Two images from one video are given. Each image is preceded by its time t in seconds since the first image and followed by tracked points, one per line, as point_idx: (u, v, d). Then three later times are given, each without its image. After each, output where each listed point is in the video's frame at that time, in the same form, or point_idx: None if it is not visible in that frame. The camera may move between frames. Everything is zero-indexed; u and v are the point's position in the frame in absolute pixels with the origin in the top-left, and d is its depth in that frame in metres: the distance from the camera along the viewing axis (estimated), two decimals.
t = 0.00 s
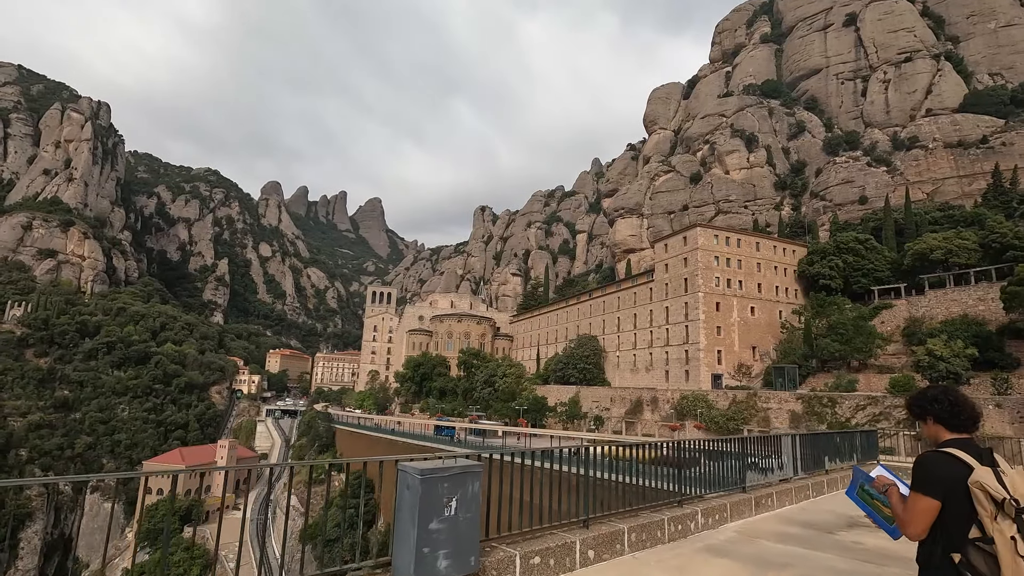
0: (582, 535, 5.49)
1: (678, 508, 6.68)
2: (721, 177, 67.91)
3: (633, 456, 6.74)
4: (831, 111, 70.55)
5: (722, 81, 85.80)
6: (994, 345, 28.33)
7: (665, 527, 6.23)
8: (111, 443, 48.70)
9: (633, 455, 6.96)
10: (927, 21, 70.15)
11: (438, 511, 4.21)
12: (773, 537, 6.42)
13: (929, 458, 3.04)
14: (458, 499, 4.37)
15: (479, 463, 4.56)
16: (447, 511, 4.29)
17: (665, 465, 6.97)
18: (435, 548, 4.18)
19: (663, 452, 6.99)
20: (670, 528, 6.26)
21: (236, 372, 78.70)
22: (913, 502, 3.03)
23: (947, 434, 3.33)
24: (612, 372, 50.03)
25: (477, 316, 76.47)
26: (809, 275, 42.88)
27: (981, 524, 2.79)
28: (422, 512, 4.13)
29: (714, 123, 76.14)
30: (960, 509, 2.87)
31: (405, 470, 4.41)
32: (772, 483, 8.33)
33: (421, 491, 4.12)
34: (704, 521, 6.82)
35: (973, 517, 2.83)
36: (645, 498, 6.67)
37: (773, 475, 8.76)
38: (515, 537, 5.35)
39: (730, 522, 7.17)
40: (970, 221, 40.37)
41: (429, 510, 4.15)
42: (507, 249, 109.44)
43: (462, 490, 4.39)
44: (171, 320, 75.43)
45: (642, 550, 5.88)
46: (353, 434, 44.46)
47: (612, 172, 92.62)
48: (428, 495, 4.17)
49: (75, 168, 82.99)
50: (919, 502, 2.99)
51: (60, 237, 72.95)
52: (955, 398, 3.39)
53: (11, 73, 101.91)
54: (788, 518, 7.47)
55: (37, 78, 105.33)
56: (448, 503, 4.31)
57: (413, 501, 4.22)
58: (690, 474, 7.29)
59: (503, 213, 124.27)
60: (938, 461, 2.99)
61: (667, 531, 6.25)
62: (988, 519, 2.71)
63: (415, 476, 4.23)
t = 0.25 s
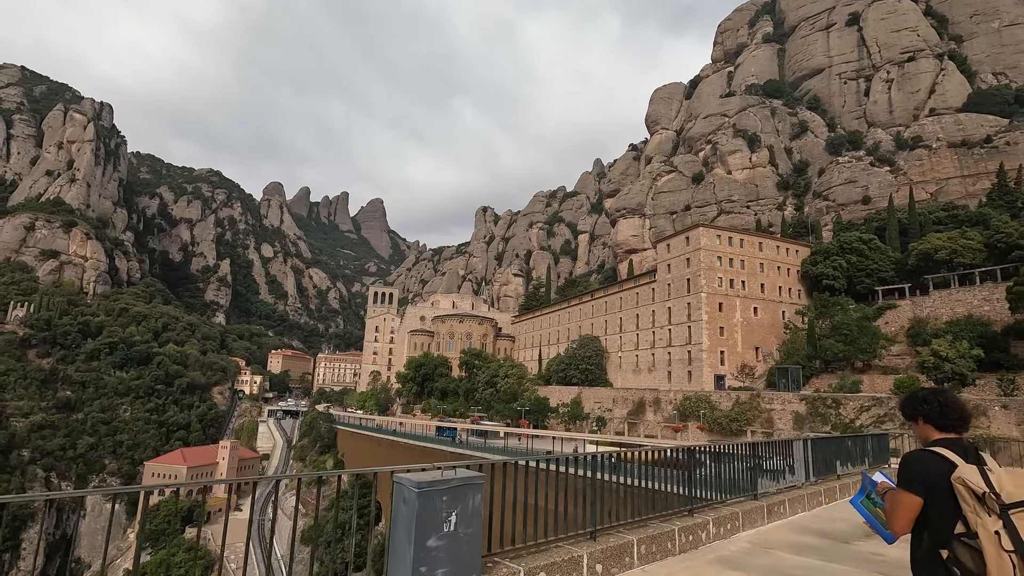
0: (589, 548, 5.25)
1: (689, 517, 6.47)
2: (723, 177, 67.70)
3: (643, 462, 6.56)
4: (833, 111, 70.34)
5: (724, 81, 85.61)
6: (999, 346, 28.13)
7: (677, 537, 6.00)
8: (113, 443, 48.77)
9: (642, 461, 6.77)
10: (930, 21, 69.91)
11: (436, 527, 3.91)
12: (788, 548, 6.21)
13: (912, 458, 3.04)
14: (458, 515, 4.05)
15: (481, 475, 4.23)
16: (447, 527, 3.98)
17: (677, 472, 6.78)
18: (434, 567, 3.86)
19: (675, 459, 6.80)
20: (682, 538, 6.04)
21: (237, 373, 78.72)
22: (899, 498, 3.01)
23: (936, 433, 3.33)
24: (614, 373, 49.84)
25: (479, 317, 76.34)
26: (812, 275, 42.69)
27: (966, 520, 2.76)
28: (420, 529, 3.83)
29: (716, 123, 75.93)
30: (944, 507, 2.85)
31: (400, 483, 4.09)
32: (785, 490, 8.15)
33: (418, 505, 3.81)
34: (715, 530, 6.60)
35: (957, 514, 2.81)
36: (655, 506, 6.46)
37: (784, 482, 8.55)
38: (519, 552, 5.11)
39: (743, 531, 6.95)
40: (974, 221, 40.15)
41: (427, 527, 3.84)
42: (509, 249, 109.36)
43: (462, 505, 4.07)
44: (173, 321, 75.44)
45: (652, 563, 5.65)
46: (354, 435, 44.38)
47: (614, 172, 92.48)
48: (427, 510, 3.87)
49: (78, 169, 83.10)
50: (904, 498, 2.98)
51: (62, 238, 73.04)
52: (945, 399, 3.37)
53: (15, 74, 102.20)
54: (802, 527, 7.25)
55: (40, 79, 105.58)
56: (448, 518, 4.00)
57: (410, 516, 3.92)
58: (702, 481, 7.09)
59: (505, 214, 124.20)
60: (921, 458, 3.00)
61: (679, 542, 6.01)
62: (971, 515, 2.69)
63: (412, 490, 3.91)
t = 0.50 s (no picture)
0: (599, 557, 5.08)
1: (701, 521, 6.35)
2: (724, 177, 67.60)
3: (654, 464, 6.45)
4: (835, 111, 70.15)
5: (726, 81, 85.48)
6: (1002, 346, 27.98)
7: (689, 543, 5.87)
8: (114, 445, 48.87)
9: (652, 464, 6.66)
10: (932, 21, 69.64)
11: (439, 533, 3.79)
12: (803, 554, 6.08)
13: (913, 464, 3.17)
14: (461, 521, 3.92)
15: (486, 478, 4.11)
16: (450, 534, 3.85)
17: (688, 474, 6.69)
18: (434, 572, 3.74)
19: (687, 461, 6.69)
20: (694, 544, 5.91)
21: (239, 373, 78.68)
22: (897, 500, 3.14)
23: (935, 436, 3.41)
24: (616, 374, 49.69)
25: (480, 318, 76.23)
26: (814, 275, 42.55)
27: (961, 521, 2.92)
28: (420, 535, 3.71)
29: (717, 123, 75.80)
30: (941, 509, 3.00)
31: (399, 487, 3.96)
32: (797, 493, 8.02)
33: (418, 511, 3.70)
34: (728, 535, 6.46)
35: (953, 516, 2.96)
36: (666, 510, 6.35)
37: (795, 485, 8.40)
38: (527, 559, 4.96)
39: (756, 536, 6.83)
40: (978, 221, 39.96)
41: (429, 533, 3.74)
42: (509, 250, 109.24)
43: (467, 511, 3.94)
44: (175, 322, 75.38)
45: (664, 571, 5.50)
46: (355, 436, 44.30)
47: (616, 173, 92.36)
48: (429, 516, 3.75)
49: (79, 170, 83.19)
50: (902, 501, 3.11)
51: (64, 239, 73.10)
52: (942, 402, 3.46)
53: (17, 76, 102.43)
54: (815, 531, 7.15)
55: (42, 81, 105.79)
56: (451, 525, 3.87)
57: (410, 521, 3.80)
58: (712, 484, 6.98)
59: (506, 214, 124.12)
60: (922, 460, 3.12)
61: (691, 547, 5.88)
62: (968, 517, 2.83)
63: (412, 495, 3.79)
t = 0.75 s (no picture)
0: (611, 567, 4.92)
1: (716, 530, 6.18)
2: (725, 178, 67.49)
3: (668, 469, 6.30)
4: (836, 111, 69.99)
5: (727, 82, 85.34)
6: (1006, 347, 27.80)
7: (704, 552, 5.70)
8: (114, 446, 48.91)
9: (666, 470, 6.50)
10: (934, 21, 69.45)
11: (444, 547, 3.62)
12: (821, 563, 5.91)
13: (917, 454, 3.18)
14: (467, 535, 3.77)
15: (493, 488, 3.95)
16: (455, 548, 3.70)
17: (703, 480, 6.53)
18: None
19: (701, 466, 6.55)
20: (710, 554, 5.74)
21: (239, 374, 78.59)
22: (906, 491, 3.13)
23: (935, 428, 3.46)
24: (617, 375, 49.53)
25: (481, 318, 76.12)
26: (816, 276, 42.39)
27: (969, 509, 2.95)
28: (423, 550, 3.54)
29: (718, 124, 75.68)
30: (950, 499, 3.02)
31: (400, 499, 3.80)
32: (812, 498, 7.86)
33: (421, 525, 3.52)
34: (744, 544, 6.29)
35: (963, 504, 2.98)
36: (680, 519, 6.19)
37: (808, 491, 8.24)
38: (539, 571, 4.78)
39: (772, 545, 6.65)
40: (980, 221, 39.80)
41: (432, 547, 3.56)
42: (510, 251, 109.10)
43: (473, 523, 3.78)
44: (175, 323, 75.31)
45: None
46: (356, 437, 44.16)
47: (616, 173, 92.27)
48: (431, 529, 3.57)
49: (80, 171, 83.22)
50: (912, 491, 3.10)
51: (64, 240, 73.09)
52: (942, 395, 3.48)
53: (18, 77, 102.56)
54: (832, 539, 6.99)
55: (43, 82, 105.93)
56: (456, 540, 3.71)
57: (411, 535, 3.63)
58: (725, 489, 6.85)
59: (506, 215, 124.00)
60: (927, 451, 3.15)
61: (706, 558, 5.72)
62: (977, 504, 2.88)
63: (414, 508, 3.62)
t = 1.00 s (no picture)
0: None
1: (728, 539, 6.05)
2: (727, 178, 67.39)
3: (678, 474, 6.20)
4: (838, 112, 69.83)
5: (729, 82, 85.20)
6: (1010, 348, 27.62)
7: (716, 563, 5.55)
8: (115, 447, 48.93)
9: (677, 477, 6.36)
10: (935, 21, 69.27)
11: (445, 564, 3.46)
12: (834, 573, 5.77)
13: (903, 467, 3.07)
14: (469, 550, 3.61)
15: (497, 500, 3.80)
16: (457, 565, 3.54)
17: (714, 485, 6.44)
18: None
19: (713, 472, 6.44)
20: (721, 564, 5.61)
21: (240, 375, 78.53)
22: (894, 509, 3.00)
23: (921, 442, 3.37)
24: (618, 376, 49.39)
25: (482, 319, 76.03)
26: (818, 277, 42.24)
27: (954, 523, 2.85)
28: (422, 567, 3.38)
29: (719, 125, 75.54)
30: (936, 514, 2.91)
31: (397, 512, 3.62)
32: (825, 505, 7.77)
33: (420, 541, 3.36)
34: (755, 553, 6.15)
35: (946, 520, 2.88)
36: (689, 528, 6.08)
37: (818, 498, 8.12)
38: None
39: (785, 554, 6.54)
40: (983, 222, 39.63)
41: (432, 565, 3.40)
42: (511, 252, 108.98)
43: (475, 539, 3.63)
44: (176, 324, 75.23)
45: None
46: (356, 438, 44.02)
47: (617, 174, 92.17)
48: (431, 545, 3.42)
49: (81, 172, 83.23)
50: (900, 508, 2.98)
51: (65, 241, 73.07)
52: (929, 407, 3.38)
53: (19, 78, 102.67)
54: (845, 547, 6.87)
55: (44, 83, 106.07)
56: (457, 557, 3.55)
57: (409, 551, 3.47)
58: (739, 495, 6.72)
59: (507, 216, 123.89)
60: (911, 466, 3.03)
61: (718, 569, 5.58)
62: (961, 519, 2.79)
63: (412, 523, 3.45)
